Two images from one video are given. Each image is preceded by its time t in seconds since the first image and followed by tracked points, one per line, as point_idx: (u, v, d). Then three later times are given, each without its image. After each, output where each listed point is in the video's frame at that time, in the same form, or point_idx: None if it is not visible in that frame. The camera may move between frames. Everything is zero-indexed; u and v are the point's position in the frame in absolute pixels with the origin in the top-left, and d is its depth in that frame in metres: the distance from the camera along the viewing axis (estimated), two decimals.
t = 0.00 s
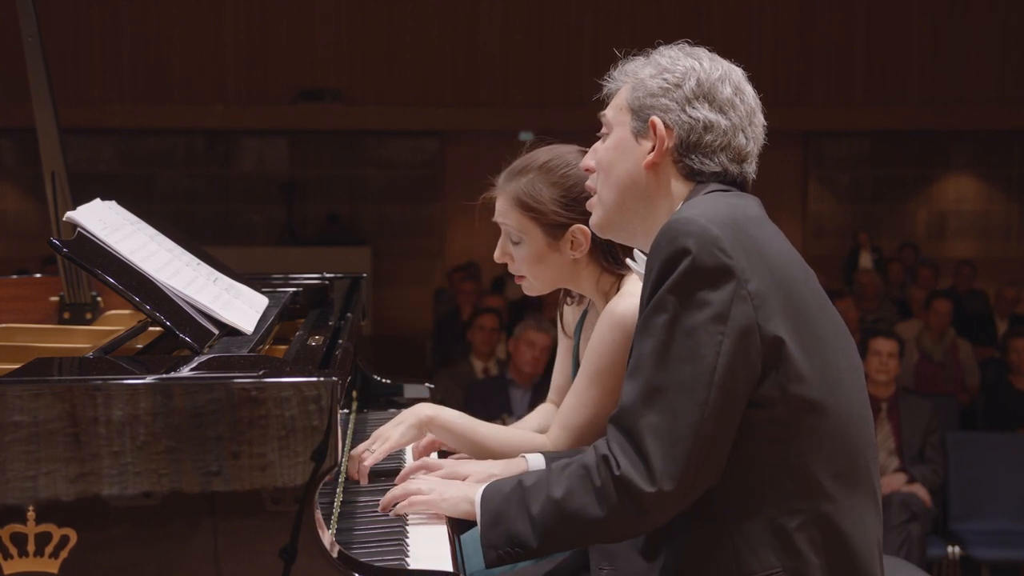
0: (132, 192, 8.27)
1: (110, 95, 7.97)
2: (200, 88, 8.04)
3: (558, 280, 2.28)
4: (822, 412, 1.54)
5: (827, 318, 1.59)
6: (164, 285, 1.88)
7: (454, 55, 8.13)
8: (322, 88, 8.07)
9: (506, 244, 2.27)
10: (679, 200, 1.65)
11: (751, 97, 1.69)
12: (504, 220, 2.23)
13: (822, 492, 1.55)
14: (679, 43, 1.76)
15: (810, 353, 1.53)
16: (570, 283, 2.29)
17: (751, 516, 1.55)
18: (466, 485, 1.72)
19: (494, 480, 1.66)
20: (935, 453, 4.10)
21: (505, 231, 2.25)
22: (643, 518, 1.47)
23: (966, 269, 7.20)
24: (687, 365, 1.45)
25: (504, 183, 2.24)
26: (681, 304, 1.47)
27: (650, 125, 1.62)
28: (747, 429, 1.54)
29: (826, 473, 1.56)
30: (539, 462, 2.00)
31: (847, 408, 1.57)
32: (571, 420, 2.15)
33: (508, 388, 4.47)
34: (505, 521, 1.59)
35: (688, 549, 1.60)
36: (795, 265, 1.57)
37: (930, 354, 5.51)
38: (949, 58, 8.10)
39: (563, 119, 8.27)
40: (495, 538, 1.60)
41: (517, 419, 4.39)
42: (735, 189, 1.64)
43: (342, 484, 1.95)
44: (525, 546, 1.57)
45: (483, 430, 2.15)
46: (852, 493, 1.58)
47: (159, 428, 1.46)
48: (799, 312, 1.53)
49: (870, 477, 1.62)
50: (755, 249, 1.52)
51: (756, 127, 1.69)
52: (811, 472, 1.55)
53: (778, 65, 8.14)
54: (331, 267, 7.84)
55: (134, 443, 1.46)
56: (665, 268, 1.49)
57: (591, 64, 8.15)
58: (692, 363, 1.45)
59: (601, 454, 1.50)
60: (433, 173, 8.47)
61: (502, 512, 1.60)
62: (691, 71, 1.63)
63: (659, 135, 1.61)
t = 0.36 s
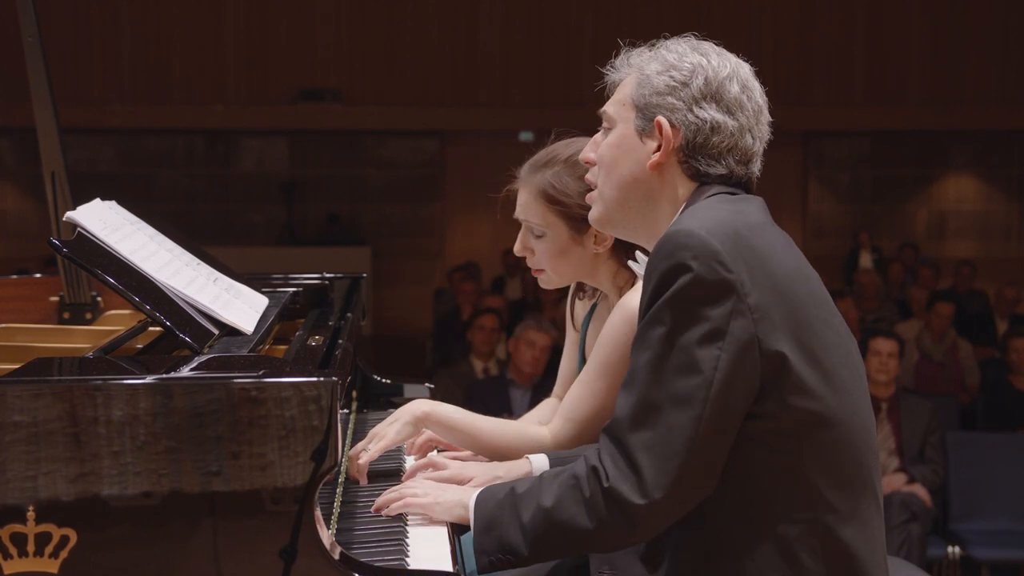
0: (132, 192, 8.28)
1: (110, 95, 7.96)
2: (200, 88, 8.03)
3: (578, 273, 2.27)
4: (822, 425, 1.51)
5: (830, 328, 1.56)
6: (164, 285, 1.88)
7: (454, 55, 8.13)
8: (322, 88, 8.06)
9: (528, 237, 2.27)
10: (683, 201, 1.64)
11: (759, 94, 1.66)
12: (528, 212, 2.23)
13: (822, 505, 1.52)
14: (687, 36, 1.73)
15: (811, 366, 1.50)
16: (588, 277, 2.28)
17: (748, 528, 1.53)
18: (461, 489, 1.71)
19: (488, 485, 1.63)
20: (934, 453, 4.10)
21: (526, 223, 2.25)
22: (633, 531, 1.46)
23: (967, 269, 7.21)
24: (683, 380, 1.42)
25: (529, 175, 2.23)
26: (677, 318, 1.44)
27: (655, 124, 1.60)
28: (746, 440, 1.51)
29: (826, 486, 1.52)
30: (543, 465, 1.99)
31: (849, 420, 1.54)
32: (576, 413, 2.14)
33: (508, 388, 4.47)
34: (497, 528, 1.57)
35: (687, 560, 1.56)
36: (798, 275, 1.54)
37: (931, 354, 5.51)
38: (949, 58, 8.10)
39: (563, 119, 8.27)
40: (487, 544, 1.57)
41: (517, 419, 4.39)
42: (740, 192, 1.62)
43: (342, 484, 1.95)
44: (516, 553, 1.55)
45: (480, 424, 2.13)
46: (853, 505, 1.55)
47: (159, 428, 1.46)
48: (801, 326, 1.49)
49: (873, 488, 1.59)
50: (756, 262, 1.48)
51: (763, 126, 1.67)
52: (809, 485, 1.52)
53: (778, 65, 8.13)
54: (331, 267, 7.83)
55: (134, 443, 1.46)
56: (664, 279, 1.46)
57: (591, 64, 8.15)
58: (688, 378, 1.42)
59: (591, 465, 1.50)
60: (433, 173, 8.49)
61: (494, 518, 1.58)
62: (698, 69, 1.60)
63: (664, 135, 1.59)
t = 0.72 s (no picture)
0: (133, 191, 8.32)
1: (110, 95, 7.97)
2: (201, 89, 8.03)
3: (589, 265, 2.23)
4: (824, 439, 1.43)
5: (832, 339, 1.47)
6: (164, 286, 1.88)
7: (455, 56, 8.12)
8: (322, 88, 8.06)
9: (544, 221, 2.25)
10: (681, 206, 1.56)
11: (759, 94, 1.57)
12: (545, 199, 2.21)
13: (825, 520, 1.45)
14: (684, 29, 1.63)
15: (811, 382, 1.42)
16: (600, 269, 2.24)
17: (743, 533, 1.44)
18: (453, 485, 1.71)
19: (481, 481, 1.56)
20: (935, 453, 4.10)
21: (544, 209, 2.24)
22: (616, 542, 1.39)
23: (967, 269, 7.22)
24: (677, 400, 1.34)
25: (551, 160, 2.19)
26: (670, 335, 1.35)
27: (651, 128, 1.51)
28: (740, 452, 1.43)
29: (828, 501, 1.45)
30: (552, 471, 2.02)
31: (852, 432, 1.46)
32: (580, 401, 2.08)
33: (508, 388, 4.47)
34: (485, 525, 1.49)
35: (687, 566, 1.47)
36: (799, 286, 1.45)
37: (931, 355, 5.51)
38: (951, 59, 8.09)
39: (563, 120, 8.27)
40: (476, 540, 1.49)
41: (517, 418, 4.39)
42: (740, 197, 1.54)
43: (342, 484, 1.95)
44: (502, 552, 1.47)
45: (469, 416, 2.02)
46: (857, 518, 1.47)
47: (159, 428, 1.46)
48: (801, 340, 1.41)
49: (875, 496, 1.52)
50: (753, 273, 1.39)
51: (763, 126, 1.59)
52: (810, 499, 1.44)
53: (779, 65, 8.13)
54: (331, 267, 7.84)
55: (134, 443, 1.46)
56: (656, 294, 1.37)
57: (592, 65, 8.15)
58: (682, 397, 1.34)
59: (578, 473, 1.43)
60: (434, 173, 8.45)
61: (484, 515, 1.50)
62: (696, 70, 1.51)
63: (661, 140, 1.50)
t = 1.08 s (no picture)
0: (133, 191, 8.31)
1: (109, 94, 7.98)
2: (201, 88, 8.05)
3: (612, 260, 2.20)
4: (822, 449, 1.43)
5: (826, 346, 1.47)
6: (165, 286, 1.88)
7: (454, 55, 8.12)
8: (322, 88, 8.06)
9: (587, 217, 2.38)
10: (677, 210, 1.56)
11: (754, 92, 1.56)
12: (565, 194, 2.27)
13: (822, 528, 1.45)
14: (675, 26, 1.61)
15: (807, 393, 1.42)
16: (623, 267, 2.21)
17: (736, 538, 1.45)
18: (445, 478, 1.66)
19: (475, 472, 1.57)
20: (935, 453, 4.10)
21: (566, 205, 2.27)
22: (608, 554, 1.38)
23: (967, 269, 7.22)
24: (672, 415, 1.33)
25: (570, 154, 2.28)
26: (664, 352, 1.34)
27: (644, 135, 1.50)
28: (737, 460, 1.43)
29: (826, 509, 1.45)
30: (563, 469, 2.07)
31: (848, 441, 1.46)
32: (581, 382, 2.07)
33: (507, 388, 4.47)
34: (477, 522, 1.50)
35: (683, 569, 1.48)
36: (793, 294, 1.44)
37: (931, 355, 5.51)
38: (951, 58, 8.09)
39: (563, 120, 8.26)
40: (468, 535, 1.50)
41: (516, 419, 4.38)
42: (734, 202, 1.54)
43: (342, 484, 1.95)
44: (496, 550, 1.48)
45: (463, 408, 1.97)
46: (855, 523, 1.48)
47: (159, 428, 1.46)
48: (794, 349, 1.41)
49: (872, 499, 1.52)
50: (747, 285, 1.38)
51: (758, 124, 1.58)
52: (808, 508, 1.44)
53: (779, 65, 8.13)
54: (332, 267, 7.84)
55: (134, 443, 1.46)
56: (649, 310, 1.36)
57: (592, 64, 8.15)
58: (677, 412, 1.33)
59: (572, 486, 1.42)
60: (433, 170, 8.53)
61: (478, 511, 1.51)
62: (687, 74, 1.49)
63: (655, 145, 1.50)
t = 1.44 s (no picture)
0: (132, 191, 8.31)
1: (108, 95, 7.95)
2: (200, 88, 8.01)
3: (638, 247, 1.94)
4: (822, 453, 1.43)
5: (825, 349, 1.46)
6: (165, 286, 1.88)
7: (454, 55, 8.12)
8: (322, 87, 8.06)
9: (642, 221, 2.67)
10: (677, 211, 1.56)
11: (752, 90, 1.55)
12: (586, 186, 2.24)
13: (825, 532, 1.45)
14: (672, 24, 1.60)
15: (806, 397, 1.42)
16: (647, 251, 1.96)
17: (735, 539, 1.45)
18: (457, 486, 1.64)
19: (486, 482, 1.54)
20: (935, 453, 4.10)
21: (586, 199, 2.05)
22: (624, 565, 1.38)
23: (967, 269, 7.22)
24: (674, 422, 1.33)
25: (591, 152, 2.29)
26: (664, 360, 1.33)
27: (643, 138, 1.51)
28: (738, 464, 1.43)
29: (827, 512, 1.45)
30: (569, 461, 2.10)
31: (848, 443, 1.46)
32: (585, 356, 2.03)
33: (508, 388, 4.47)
34: (494, 535, 1.48)
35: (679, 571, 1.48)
36: (791, 298, 1.44)
37: (931, 355, 5.52)
38: (951, 58, 8.08)
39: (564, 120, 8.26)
40: (486, 546, 1.49)
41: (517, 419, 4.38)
42: (734, 203, 1.54)
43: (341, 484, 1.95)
44: (511, 562, 1.47)
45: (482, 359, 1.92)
46: (856, 523, 1.48)
47: (159, 428, 1.46)
48: (793, 353, 1.41)
49: (872, 498, 1.53)
50: (746, 290, 1.38)
51: (757, 122, 1.57)
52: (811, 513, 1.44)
53: (779, 65, 8.13)
54: (332, 267, 7.85)
55: (134, 443, 1.46)
56: (648, 318, 1.35)
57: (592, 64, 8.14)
58: (677, 419, 1.33)
59: (585, 501, 1.40)
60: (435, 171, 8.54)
61: (492, 524, 1.49)
62: (684, 76, 1.48)
63: (653, 149, 1.50)
